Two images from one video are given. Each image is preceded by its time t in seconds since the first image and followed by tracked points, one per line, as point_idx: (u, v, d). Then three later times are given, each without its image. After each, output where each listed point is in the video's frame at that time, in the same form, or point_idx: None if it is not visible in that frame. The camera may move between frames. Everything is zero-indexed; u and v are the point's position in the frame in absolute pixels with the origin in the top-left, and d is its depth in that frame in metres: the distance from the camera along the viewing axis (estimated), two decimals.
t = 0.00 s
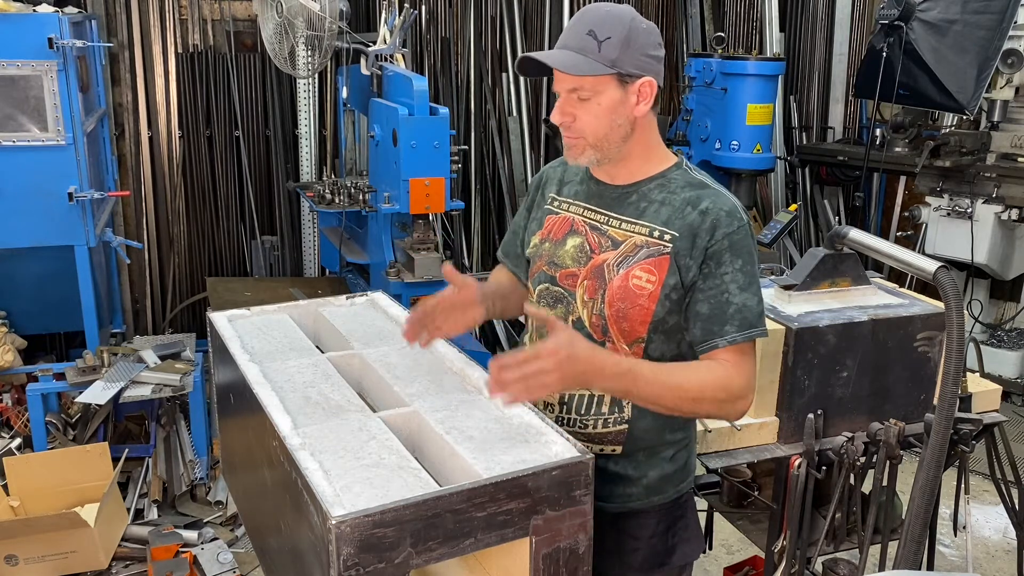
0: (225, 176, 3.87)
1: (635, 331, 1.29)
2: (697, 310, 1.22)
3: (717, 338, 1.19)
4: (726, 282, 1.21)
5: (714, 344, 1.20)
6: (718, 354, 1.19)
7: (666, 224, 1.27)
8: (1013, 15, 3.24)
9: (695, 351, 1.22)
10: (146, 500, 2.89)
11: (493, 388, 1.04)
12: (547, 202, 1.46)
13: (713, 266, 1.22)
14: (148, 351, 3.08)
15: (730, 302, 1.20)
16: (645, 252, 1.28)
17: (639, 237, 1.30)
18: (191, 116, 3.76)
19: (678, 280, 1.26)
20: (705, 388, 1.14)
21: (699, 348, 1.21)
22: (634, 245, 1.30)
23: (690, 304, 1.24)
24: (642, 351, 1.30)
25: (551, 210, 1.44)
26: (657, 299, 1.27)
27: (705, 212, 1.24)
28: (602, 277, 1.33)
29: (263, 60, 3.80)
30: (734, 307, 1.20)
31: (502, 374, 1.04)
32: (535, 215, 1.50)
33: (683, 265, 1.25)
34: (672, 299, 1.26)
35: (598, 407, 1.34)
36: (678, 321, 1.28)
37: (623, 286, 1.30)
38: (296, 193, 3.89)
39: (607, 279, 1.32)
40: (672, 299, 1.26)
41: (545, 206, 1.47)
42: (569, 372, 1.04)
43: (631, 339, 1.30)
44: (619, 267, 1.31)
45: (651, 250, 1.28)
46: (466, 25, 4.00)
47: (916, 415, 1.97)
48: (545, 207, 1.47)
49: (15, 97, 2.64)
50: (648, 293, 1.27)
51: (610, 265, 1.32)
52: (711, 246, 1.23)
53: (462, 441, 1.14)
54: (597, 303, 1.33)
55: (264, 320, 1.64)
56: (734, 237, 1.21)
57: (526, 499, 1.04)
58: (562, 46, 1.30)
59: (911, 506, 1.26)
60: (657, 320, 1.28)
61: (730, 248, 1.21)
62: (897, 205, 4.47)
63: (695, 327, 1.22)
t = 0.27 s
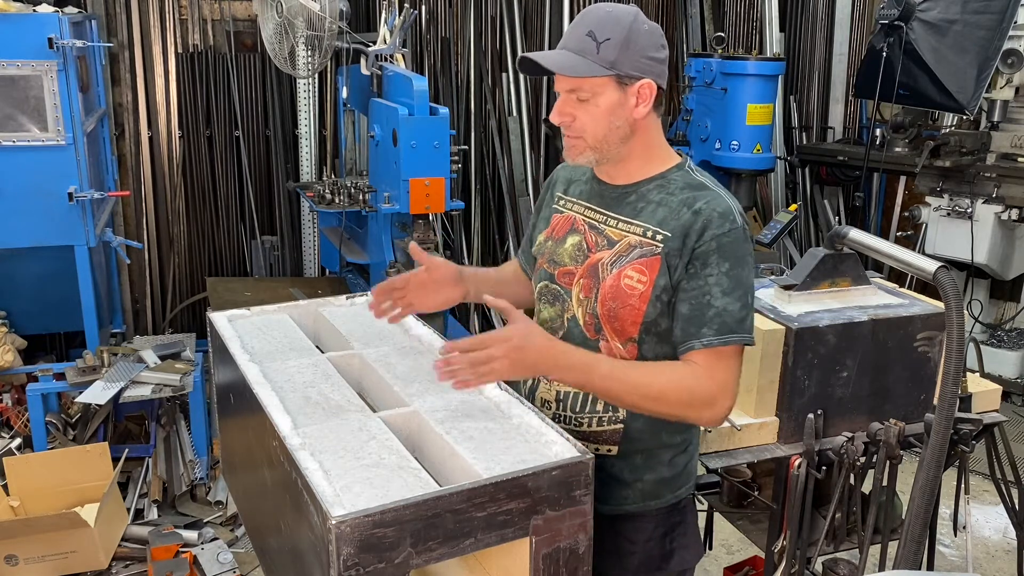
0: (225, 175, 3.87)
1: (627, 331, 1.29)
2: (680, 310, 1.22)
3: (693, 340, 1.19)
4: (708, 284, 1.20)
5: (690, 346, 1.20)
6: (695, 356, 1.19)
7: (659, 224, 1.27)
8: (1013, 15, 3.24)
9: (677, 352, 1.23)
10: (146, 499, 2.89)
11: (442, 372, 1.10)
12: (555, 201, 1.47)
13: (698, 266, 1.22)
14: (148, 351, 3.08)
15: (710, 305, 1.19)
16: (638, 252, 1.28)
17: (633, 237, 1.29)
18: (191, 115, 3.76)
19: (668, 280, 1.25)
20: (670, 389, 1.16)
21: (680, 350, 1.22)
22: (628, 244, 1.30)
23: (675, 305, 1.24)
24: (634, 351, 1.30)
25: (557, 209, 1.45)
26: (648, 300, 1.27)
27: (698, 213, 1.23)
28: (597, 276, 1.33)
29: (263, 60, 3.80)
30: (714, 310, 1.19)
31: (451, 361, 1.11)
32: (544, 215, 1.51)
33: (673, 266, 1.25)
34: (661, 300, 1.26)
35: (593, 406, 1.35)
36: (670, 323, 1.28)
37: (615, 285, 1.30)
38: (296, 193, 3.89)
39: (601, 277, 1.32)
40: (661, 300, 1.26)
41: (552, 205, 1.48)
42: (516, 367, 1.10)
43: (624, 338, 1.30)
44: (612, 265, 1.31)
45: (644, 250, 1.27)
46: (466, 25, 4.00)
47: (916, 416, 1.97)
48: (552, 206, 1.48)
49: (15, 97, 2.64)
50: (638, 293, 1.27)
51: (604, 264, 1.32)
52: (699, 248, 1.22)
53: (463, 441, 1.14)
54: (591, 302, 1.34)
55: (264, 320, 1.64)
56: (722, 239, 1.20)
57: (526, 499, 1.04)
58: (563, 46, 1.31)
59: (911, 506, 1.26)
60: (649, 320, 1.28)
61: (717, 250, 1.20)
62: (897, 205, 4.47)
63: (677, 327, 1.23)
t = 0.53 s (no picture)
0: (225, 175, 3.87)
1: (621, 331, 1.29)
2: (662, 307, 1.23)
3: (669, 337, 1.20)
4: (692, 283, 1.20)
5: (666, 343, 1.20)
6: (670, 354, 1.20)
7: (655, 225, 1.27)
8: (1013, 15, 3.24)
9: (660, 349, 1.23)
10: (146, 499, 2.89)
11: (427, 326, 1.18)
12: (557, 201, 1.47)
13: (684, 265, 1.22)
14: (148, 351, 3.08)
15: (689, 304, 1.19)
16: (633, 253, 1.28)
17: (628, 237, 1.29)
18: (191, 116, 3.76)
19: (660, 280, 1.26)
20: (640, 383, 1.17)
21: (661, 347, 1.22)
22: (623, 244, 1.30)
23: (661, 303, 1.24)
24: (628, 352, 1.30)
25: (558, 209, 1.45)
26: (641, 300, 1.27)
27: (693, 213, 1.23)
28: (593, 276, 1.33)
29: (263, 60, 3.79)
30: (692, 310, 1.19)
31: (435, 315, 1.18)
32: (547, 214, 1.51)
33: (664, 265, 1.25)
34: (653, 299, 1.26)
35: (590, 405, 1.35)
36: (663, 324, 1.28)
37: (609, 285, 1.30)
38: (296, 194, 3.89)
39: (596, 277, 1.33)
40: (653, 299, 1.26)
41: (555, 205, 1.47)
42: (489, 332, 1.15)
43: (618, 338, 1.30)
44: (607, 265, 1.31)
45: (639, 250, 1.28)
46: (466, 25, 4.01)
47: (916, 415, 1.97)
48: (555, 205, 1.48)
49: (15, 97, 2.64)
50: (632, 293, 1.27)
51: (600, 263, 1.32)
52: (690, 248, 1.22)
53: (463, 441, 1.14)
54: (587, 301, 1.34)
55: (264, 319, 1.64)
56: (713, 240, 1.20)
57: (526, 499, 1.04)
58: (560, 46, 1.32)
59: (911, 506, 1.26)
60: (642, 320, 1.28)
61: (705, 250, 1.20)
62: (897, 205, 4.47)
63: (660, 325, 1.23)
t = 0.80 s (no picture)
0: (225, 175, 3.87)
1: (617, 332, 1.29)
2: (661, 309, 1.23)
3: (669, 340, 1.20)
4: (690, 284, 1.20)
5: (666, 345, 1.21)
6: (670, 356, 1.20)
7: (651, 227, 1.26)
8: (1013, 15, 3.24)
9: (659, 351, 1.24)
10: (146, 500, 2.89)
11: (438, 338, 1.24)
12: (553, 203, 1.47)
13: (682, 267, 1.22)
14: (148, 351, 3.08)
15: (688, 306, 1.20)
16: (629, 254, 1.28)
17: (625, 239, 1.30)
18: (191, 115, 3.76)
19: (656, 282, 1.26)
20: (639, 386, 1.18)
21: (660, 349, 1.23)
22: (620, 245, 1.30)
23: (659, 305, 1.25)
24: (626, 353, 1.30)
25: (555, 211, 1.45)
26: (637, 302, 1.27)
27: (689, 214, 1.23)
28: (590, 277, 1.34)
29: (263, 60, 3.79)
30: (691, 312, 1.19)
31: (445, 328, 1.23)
32: (543, 216, 1.50)
33: (660, 267, 1.25)
34: (649, 301, 1.26)
35: (586, 407, 1.35)
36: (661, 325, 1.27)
37: (606, 287, 1.30)
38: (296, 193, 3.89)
39: (593, 279, 1.33)
40: (649, 301, 1.26)
41: (551, 207, 1.47)
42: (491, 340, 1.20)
43: (615, 339, 1.30)
44: (604, 267, 1.31)
45: (635, 251, 1.28)
46: (466, 25, 4.01)
47: (916, 415, 1.97)
48: (552, 207, 1.48)
49: (15, 97, 2.64)
50: (628, 295, 1.27)
51: (597, 265, 1.33)
52: (686, 249, 1.22)
53: (463, 441, 1.14)
54: (584, 303, 1.34)
55: (264, 320, 1.64)
56: (709, 241, 1.20)
57: (526, 499, 1.04)
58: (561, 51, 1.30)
59: (911, 506, 1.26)
60: (639, 322, 1.28)
61: (702, 251, 1.21)
62: (897, 205, 4.47)
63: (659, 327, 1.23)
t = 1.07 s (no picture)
0: (226, 175, 3.87)
1: (622, 333, 1.29)
2: (673, 311, 1.23)
3: (684, 341, 1.20)
4: (702, 285, 1.20)
5: (681, 346, 1.20)
6: (686, 357, 1.20)
7: (655, 227, 1.26)
8: (1013, 15, 3.24)
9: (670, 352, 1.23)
10: (146, 500, 2.89)
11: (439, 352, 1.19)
12: (550, 204, 1.47)
13: (691, 268, 1.22)
14: (148, 351, 3.08)
15: (702, 307, 1.19)
16: (634, 255, 1.28)
17: (628, 239, 1.29)
18: (191, 115, 3.76)
19: (663, 282, 1.25)
20: (656, 389, 1.17)
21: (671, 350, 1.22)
22: (623, 246, 1.30)
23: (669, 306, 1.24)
24: (630, 354, 1.30)
25: (553, 211, 1.45)
26: (643, 302, 1.27)
27: (694, 214, 1.23)
28: (593, 278, 1.34)
29: (263, 60, 3.79)
30: (706, 312, 1.19)
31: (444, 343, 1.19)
32: (539, 216, 1.50)
33: (667, 267, 1.25)
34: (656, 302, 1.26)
35: (587, 408, 1.35)
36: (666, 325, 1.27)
37: (611, 288, 1.30)
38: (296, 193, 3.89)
39: (597, 280, 1.33)
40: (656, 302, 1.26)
41: (548, 208, 1.47)
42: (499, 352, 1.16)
43: (619, 340, 1.30)
44: (608, 268, 1.31)
45: (640, 252, 1.27)
46: (466, 25, 4.01)
47: (916, 415, 1.97)
48: (548, 209, 1.47)
49: (15, 97, 2.64)
50: (633, 296, 1.27)
51: (600, 266, 1.33)
52: (693, 249, 1.22)
53: (463, 441, 1.14)
54: (587, 304, 1.34)
55: (264, 319, 1.64)
56: (717, 241, 1.20)
57: (526, 499, 1.04)
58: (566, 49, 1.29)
59: (911, 506, 1.26)
60: (644, 322, 1.28)
61: (711, 252, 1.20)
62: (897, 205, 4.47)
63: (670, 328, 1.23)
